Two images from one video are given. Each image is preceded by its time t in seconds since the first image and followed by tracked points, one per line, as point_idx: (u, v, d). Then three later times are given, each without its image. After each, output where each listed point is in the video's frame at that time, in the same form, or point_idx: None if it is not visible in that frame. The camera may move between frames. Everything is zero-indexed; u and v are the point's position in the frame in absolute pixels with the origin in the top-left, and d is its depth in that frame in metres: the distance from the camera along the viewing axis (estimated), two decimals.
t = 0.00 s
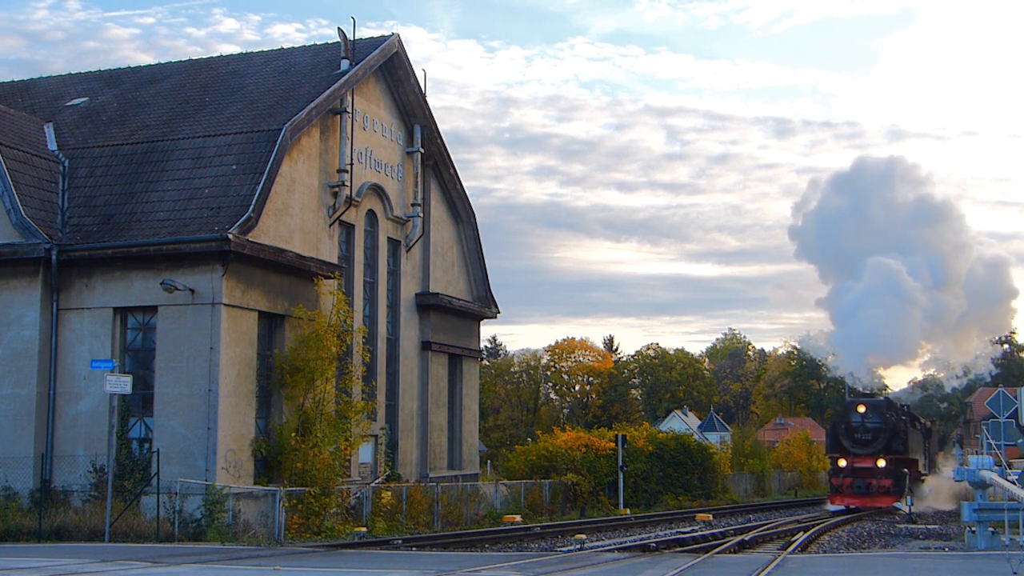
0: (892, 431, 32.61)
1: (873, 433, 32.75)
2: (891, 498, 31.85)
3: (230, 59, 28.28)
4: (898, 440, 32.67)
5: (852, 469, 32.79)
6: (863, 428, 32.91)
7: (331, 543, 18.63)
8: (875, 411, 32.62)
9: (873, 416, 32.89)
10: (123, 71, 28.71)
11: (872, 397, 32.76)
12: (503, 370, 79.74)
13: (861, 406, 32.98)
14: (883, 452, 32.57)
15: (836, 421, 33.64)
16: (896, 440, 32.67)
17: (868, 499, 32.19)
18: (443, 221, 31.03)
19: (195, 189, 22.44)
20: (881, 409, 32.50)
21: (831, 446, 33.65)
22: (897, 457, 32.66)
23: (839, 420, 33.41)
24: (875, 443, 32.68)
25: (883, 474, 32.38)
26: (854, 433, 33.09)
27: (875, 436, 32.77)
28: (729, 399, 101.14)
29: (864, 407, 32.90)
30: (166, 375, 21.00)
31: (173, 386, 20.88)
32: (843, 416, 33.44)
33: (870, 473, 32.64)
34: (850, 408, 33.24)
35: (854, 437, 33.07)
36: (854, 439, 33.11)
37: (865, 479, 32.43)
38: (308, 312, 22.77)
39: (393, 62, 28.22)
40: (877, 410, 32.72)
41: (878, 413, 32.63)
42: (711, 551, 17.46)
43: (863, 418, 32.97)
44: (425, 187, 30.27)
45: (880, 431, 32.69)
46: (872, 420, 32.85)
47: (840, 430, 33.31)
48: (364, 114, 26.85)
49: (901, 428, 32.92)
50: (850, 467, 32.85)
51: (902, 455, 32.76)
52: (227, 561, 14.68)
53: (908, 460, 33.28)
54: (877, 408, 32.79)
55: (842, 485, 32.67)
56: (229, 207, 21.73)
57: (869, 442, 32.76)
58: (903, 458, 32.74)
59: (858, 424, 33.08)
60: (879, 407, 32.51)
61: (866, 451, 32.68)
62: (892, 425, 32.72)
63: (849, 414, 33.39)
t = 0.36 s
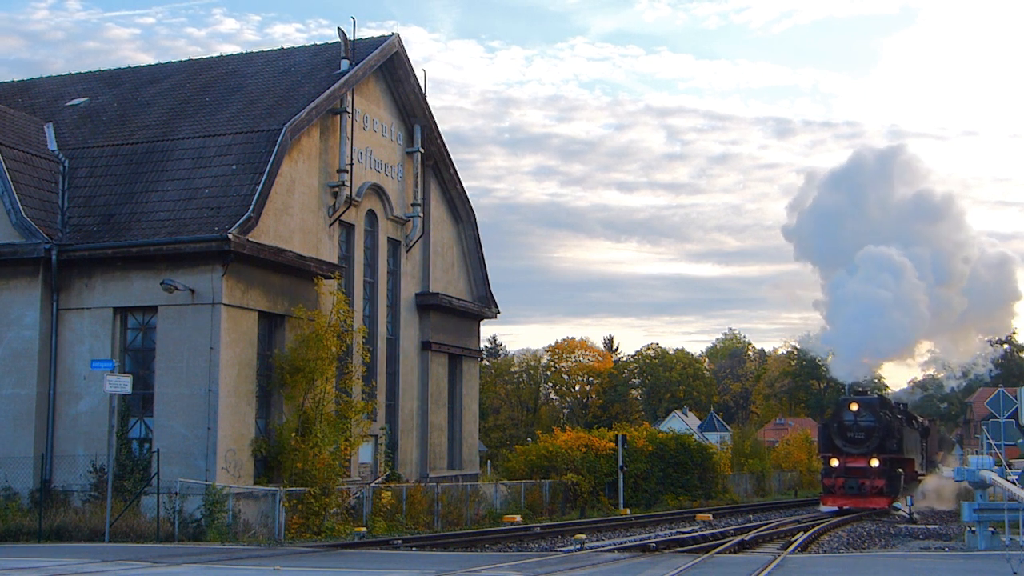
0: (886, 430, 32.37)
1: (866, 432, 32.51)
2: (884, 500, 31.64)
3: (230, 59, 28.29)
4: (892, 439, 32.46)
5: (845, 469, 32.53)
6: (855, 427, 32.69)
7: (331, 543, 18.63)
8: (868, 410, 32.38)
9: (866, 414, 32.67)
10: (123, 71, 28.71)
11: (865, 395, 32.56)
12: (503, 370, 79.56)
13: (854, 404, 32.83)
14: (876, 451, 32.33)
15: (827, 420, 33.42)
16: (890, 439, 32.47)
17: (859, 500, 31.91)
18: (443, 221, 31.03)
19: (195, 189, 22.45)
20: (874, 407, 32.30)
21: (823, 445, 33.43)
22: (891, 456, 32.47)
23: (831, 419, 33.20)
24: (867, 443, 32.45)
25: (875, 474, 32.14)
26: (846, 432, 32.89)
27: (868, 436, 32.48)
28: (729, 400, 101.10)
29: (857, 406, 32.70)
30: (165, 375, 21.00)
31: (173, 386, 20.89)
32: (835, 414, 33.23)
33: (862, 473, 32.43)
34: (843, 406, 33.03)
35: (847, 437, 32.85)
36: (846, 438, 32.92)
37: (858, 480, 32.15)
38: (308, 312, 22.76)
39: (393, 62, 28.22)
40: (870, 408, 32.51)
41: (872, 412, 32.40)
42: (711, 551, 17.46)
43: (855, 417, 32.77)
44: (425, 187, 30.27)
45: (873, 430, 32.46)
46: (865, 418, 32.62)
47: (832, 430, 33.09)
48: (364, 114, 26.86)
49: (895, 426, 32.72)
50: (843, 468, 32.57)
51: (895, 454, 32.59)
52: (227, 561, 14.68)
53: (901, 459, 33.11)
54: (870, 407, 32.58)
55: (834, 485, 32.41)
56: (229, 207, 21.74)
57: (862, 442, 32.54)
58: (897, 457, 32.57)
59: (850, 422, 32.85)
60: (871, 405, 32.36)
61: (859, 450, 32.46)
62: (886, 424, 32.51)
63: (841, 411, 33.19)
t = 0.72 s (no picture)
0: (879, 428, 32.15)
1: (860, 431, 32.25)
2: (877, 501, 31.00)
3: (230, 59, 28.29)
4: (886, 438, 32.20)
5: (837, 469, 32.08)
6: (849, 425, 32.46)
7: (331, 543, 18.63)
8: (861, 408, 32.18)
9: (859, 412, 32.46)
10: (123, 71, 28.71)
11: (859, 394, 32.48)
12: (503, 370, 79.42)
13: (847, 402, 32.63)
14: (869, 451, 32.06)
15: (820, 419, 33.18)
16: (884, 438, 32.20)
17: (853, 501, 31.34)
18: (443, 222, 31.02)
19: (195, 189, 22.45)
20: (867, 405, 32.14)
21: (816, 444, 33.13)
22: (884, 455, 32.19)
23: (823, 418, 32.97)
24: (861, 442, 32.18)
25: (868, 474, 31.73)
26: (839, 430, 32.65)
27: (861, 435, 32.26)
28: (729, 399, 101.07)
29: (850, 404, 32.53)
30: (165, 375, 21.00)
31: (173, 386, 20.89)
32: (827, 413, 33.02)
33: (856, 473, 31.96)
34: (835, 404, 32.85)
35: (840, 435, 32.60)
36: (839, 438, 32.66)
37: (851, 480, 31.67)
38: (308, 312, 22.77)
39: (393, 62, 28.21)
40: (864, 407, 32.33)
41: (865, 410, 32.20)
42: (712, 551, 17.45)
43: (849, 415, 32.54)
44: (425, 187, 30.27)
45: (866, 429, 32.21)
46: (858, 417, 32.39)
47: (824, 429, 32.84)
48: (364, 114, 26.85)
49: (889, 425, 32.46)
50: (836, 468, 32.10)
51: (889, 453, 32.33)
52: (227, 561, 14.67)
53: (894, 459, 32.85)
54: (863, 405, 32.37)
55: (827, 486, 31.95)
56: (229, 207, 21.74)
57: (855, 440, 32.27)
58: (890, 456, 32.29)
59: (843, 421, 32.65)
60: (865, 404, 32.18)
61: (852, 449, 32.15)
62: (880, 422, 32.27)
63: (834, 410, 33.01)
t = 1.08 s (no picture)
0: (873, 427, 31.68)
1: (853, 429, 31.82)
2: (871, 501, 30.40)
3: (230, 59, 28.29)
4: (880, 437, 31.77)
5: (830, 469, 31.56)
6: (842, 424, 32.04)
7: (331, 543, 18.63)
8: (854, 405, 31.74)
9: (852, 411, 32.05)
10: (123, 71, 28.72)
11: (852, 391, 32.04)
12: (503, 371, 79.49)
13: (840, 401, 32.15)
14: (863, 450, 31.57)
15: (812, 418, 32.74)
16: (878, 437, 31.78)
17: (846, 502, 30.73)
18: (443, 221, 31.02)
19: (195, 189, 22.45)
20: (861, 404, 31.67)
21: (808, 445, 32.63)
22: (878, 454, 31.74)
23: (816, 417, 32.51)
24: (854, 441, 31.72)
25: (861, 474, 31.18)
26: (833, 430, 32.22)
27: (854, 434, 31.78)
28: (729, 400, 101.04)
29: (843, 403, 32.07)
30: (165, 375, 21.00)
31: (173, 386, 20.89)
32: (820, 412, 32.61)
33: (849, 473, 31.41)
34: (828, 403, 32.44)
35: (833, 435, 32.16)
36: (832, 437, 32.21)
37: (844, 480, 31.11)
38: (308, 312, 22.77)
39: (393, 62, 28.21)
40: (857, 405, 31.87)
41: (859, 408, 31.73)
42: (712, 551, 17.45)
43: (842, 414, 32.11)
44: (425, 187, 30.27)
45: (860, 427, 31.78)
46: (851, 415, 31.97)
47: (817, 428, 32.39)
48: (364, 114, 26.86)
49: (883, 424, 32.06)
50: (829, 468, 31.60)
51: (883, 453, 31.90)
52: (227, 561, 14.67)
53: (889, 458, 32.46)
54: (856, 403, 31.94)
55: (819, 487, 31.38)
56: (229, 207, 21.74)
57: (849, 440, 31.82)
58: (884, 456, 31.86)
59: (836, 420, 32.17)
60: (859, 402, 31.71)
61: (846, 449, 31.71)
62: (873, 421, 31.88)
63: (827, 409, 32.62)
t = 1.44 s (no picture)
0: (866, 426, 30.88)
1: (846, 428, 31.06)
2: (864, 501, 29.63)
3: (230, 59, 28.29)
4: (873, 436, 31.03)
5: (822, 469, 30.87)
6: (834, 423, 31.24)
7: (331, 543, 18.63)
8: (847, 403, 30.91)
9: (845, 409, 31.23)
10: (123, 71, 28.72)
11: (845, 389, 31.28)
12: (503, 370, 79.61)
13: (833, 399, 31.38)
14: (855, 449, 30.80)
15: (804, 417, 31.96)
16: (871, 436, 31.05)
17: (838, 503, 30.01)
18: (443, 221, 31.02)
19: (195, 189, 22.45)
20: (854, 402, 30.83)
21: (799, 444, 31.90)
22: (871, 454, 31.04)
23: (807, 416, 31.74)
24: (846, 440, 31.01)
25: (854, 475, 30.41)
26: (824, 428, 31.44)
27: (846, 432, 31.02)
28: (729, 399, 101.02)
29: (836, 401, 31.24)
30: (165, 375, 21.00)
31: (173, 386, 20.89)
32: (811, 410, 31.84)
33: (842, 473, 30.66)
34: (820, 401, 31.65)
35: (825, 434, 31.41)
36: (824, 436, 31.47)
37: (835, 480, 30.43)
38: (308, 312, 22.77)
39: (393, 62, 28.21)
40: (850, 403, 31.03)
41: (852, 406, 30.92)
42: (712, 551, 17.45)
43: (834, 412, 31.33)
44: (425, 187, 30.27)
45: (852, 426, 31.00)
46: (844, 414, 31.16)
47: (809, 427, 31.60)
48: (364, 114, 26.86)
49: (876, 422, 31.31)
50: (820, 468, 30.91)
51: (876, 451, 31.20)
52: (227, 561, 14.67)
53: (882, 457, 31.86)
54: (849, 401, 31.14)
55: (811, 488, 30.72)
56: (229, 207, 21.74)
57: (841, 438, 31.10)
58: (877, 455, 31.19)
59: (828, 419, 31.35)
60: (852, 400, 30.86)
61: (838, 448, 30.98)
62: (866, 419, 31.06)
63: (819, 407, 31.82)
